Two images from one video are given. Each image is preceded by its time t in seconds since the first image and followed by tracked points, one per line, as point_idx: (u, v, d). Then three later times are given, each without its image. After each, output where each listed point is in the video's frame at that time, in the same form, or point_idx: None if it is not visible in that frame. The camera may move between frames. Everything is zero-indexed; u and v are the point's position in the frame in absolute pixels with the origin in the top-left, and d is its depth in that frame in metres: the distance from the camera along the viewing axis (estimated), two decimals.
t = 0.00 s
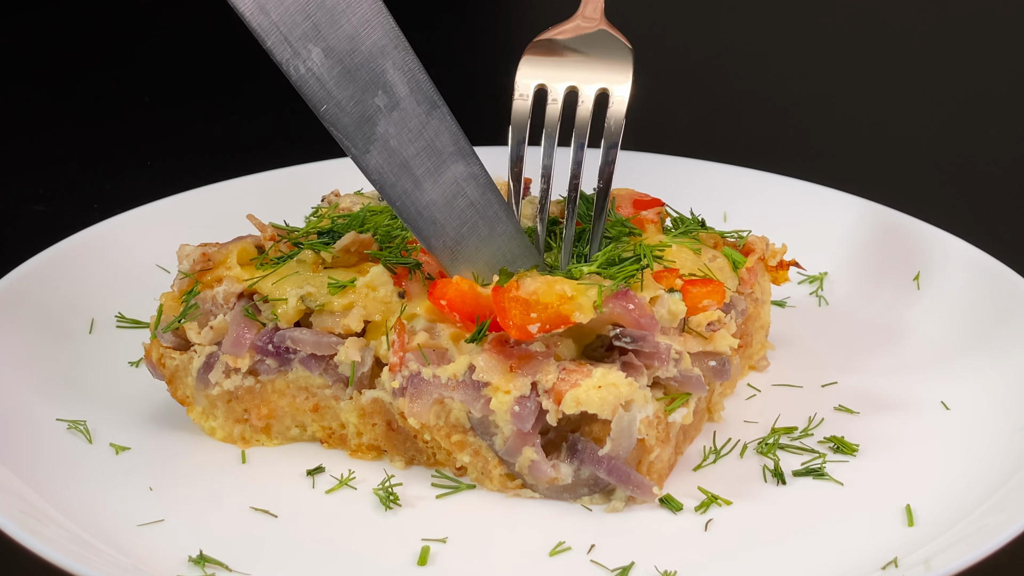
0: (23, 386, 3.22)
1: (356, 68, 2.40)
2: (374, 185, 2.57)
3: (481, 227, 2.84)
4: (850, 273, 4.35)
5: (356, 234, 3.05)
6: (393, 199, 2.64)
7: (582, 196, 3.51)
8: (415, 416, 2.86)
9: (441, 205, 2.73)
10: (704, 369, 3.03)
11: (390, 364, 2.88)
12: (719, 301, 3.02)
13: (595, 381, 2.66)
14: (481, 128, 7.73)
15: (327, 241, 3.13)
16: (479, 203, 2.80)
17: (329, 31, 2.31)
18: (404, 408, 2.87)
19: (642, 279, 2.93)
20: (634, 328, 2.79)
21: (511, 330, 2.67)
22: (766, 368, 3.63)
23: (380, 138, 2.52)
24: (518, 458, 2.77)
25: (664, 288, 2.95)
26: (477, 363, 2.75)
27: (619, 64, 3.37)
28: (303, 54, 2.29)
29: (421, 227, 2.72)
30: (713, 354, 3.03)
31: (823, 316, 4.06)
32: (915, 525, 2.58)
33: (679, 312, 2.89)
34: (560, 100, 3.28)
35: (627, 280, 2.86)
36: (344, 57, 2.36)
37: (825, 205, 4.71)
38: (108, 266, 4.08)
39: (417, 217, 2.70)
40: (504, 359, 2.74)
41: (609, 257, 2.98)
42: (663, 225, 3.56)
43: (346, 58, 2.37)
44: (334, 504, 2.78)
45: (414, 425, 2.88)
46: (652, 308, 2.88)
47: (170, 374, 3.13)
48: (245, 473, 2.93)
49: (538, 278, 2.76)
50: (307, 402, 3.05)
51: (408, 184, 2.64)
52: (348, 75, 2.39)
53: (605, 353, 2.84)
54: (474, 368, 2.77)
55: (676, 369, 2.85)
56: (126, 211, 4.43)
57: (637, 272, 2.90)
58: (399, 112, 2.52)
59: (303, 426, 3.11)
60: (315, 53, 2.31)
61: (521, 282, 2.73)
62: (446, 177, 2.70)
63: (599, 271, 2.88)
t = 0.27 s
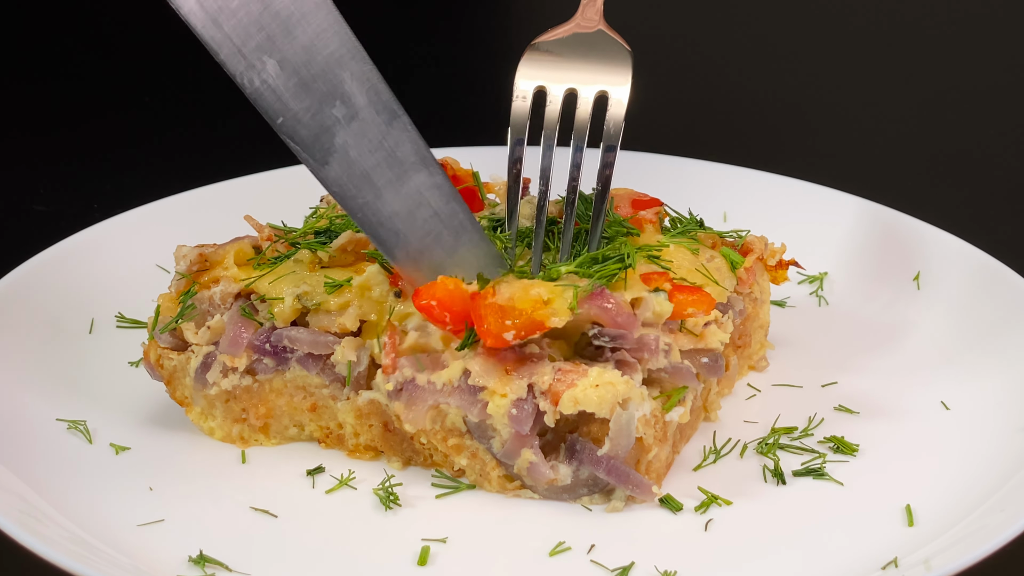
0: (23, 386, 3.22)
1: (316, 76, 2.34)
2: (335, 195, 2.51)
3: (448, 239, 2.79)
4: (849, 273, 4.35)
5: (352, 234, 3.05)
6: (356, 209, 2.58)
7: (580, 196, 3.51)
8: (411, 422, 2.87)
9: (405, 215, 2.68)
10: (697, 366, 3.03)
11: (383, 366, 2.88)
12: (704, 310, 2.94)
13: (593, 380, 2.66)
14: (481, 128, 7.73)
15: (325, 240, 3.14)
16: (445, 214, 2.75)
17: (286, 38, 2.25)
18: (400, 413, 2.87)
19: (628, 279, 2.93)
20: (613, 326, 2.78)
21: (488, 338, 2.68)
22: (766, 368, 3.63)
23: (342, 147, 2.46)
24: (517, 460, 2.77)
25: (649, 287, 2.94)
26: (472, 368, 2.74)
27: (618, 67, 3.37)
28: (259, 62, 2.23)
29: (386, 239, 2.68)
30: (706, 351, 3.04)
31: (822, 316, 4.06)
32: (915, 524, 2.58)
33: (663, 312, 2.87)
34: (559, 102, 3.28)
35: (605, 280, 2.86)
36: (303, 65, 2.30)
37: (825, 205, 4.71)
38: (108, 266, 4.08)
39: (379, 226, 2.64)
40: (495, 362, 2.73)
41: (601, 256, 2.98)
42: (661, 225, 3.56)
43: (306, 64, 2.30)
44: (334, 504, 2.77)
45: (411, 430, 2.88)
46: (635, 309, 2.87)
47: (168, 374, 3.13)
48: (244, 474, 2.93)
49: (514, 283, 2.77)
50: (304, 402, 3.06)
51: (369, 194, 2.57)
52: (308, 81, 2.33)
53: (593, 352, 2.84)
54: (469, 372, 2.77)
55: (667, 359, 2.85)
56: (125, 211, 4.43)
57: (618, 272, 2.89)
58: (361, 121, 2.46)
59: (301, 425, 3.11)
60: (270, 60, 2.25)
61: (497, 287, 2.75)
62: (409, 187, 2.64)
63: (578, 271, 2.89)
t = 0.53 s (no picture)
0: (23, 386, 3.22)
1: (260, 41, 2.29)
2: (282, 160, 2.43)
3: (408, 218, 2.78)
4: (850, 273, 4.35)
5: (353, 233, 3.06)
6: (306, 175, 2.49)
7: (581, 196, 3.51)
8: (413, 422, 2.86)
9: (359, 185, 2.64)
10: (697, 367, 3.05)
11: (384, 365, 2.89)
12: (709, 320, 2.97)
13: (594, 383, 2.66)
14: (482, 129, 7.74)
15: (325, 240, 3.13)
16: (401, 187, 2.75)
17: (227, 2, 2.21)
18: (402, 412, 2.86)
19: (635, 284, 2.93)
20: (626, 338, 2.78)
21: (509, 353, 2.67)
22: (766, 368, 3.63)
23: (287, 111, 2.40)
24: (517, 459, 2.77)
25: (657, 293, 2.94)
26: (474, 369, 2.73)
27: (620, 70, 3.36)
28: (198, 24, 2.16)
29: (345, 221, 2.63)
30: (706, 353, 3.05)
31: (823, 316, 4.06)
32: (915, 524, 2.58)
33: (670, 319, 2.87)
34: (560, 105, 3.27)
35: (618, 282, 2.86)
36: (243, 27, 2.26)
37: (825, 205, 4.71)
38: (109, 266, 4.08)
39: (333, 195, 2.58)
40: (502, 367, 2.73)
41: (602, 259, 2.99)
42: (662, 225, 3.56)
43: (246, 26, 2.26)
44: (333, 504, 2.77)
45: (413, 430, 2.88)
46: (643, 313, 2.88)
47: (169, 374, 3.13)
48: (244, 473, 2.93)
49: (530, 293, 2.74)
50: (306, 402, 3.05)
51: (318, 160, 2.51)
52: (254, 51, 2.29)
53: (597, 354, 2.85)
54: (472, 373, 2.76)
55: (671, 368, 2.86)
56: (126, 211, 4.43)
57: (627, 278, 2.89)
58: (309, 87, 2.42)
59: (302, 425, 3.11)
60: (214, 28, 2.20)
61: (514, 299, 2.72)
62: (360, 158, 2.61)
63: (591, 279, 2.87)
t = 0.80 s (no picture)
0: (23, 386, 3.22)
1: (244, 126, 2.08)
2: (274, 244, 2.28)
3: (390, 265, 2.68)
4: (850, 273, 4.35)
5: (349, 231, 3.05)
6: (298, 249, 2.36)
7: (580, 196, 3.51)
8: (412, 421, 2.86)
9: (343, 243, 2.50)
10: (698, 368, 3.05)
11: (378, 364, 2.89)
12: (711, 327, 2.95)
13: (593, 382, 2.65)
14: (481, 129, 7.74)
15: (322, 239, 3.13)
16: (381, 233, 2.61)
17: (213, 83, 1.97)
18: (401, 411, 2.88)
19: (636, 287, 2.92)
20: (621, 338, 2.77)
21: (500, 354, 2.68)
22: (766, 368, 3.63)
23: (275, 192, 2.23)
24: (517, 459, 2.77)
25: (657, 297, 2.92)
26: (474, 368, 2.74)
27: (616, 72, 3.35)
28: (184, 126, 1.93)
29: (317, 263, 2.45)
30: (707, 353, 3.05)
31: (823, 315, 4.06)
32: (915, 524, 2.58)
33: (670, 323, 2.86)
34: (557, 108, 3.26)
35: (615, 285, 2.87)
36: (231, 100, 2.02)
37: (825, 205, 4.71)
38: (109, 266, 4.08)
39: (320, 262, 2.44)
40: (500, 365, 2.73)
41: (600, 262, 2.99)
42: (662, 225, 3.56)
43: (233, 121, 2.05)
44: (334, 504, 2.77)
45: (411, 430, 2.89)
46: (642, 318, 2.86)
47: (168, 374, 3.13)
48: (244, 474, 2.93)
49: (524, 295, 2.76)
50: (304, 401, 3.06)
51: (306, 228, 2.37)
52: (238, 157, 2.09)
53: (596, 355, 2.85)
54: (472, 372, 2.76)
55: (671, 369, 2.86)
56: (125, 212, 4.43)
57: (625, 280, 2.88)
58: (294, 158, 2.24)
59: (301, 425, 3.11)
60: (199, 132, 1.97)
61: (507, 301, 2.73)
62: (341, 215, 2.46)
63: (587, 279, 2.88)
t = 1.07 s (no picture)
0: (22, 386, 3.22)
1: (195, 158, 2.07)
2: (231, 273, 2.27)
3: (355, 289, 2.67)
4: (850, 272, 4.35)
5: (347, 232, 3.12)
6: (256, 277, 2.35)
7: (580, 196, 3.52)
8: (411, 421, 2.87)
9: (303, 267, 2.49)
10: (699, 369, 3.05)
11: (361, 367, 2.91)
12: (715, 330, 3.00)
13: (592, 383, 2.65)
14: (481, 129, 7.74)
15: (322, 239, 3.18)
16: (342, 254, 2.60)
17: (158, 116, 1.95)
18: (399, 411, 2.88)
19: (641, 290, 2.93)
20: (628, 344, 2.78)
21: (510, 362, 2.68)
22: (766, 368, 3.63)
23: (230, 221, 2.22)
24: (516, 459, 2.77)
25: (662, 300, 2.94)
26: (473, 367, 2.74)
27: (615, 73, 3.35)
28: (131, 161, 1.92)
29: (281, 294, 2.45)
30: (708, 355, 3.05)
31: (822, 315, 4.06)
32: (915, 524, 2.58)
33: (674, 328, 2.89)
34: (556, 108, 3.28)
35: (622, 288, 2.89)
36: (178, 133, 2.01)
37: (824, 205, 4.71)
38: (109, 266, 4.08)
39: (280, 288, 2.44)
40: (501, 363, 2.73)
41: (605, 263, 2.99)
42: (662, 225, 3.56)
43: (181, 153, 2.03)
44: (334, 504, 2.77)
45: (409, 429, 2.90)
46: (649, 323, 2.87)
47: (168, 372, 3.14)
48: (244, 474, 2.93)
49: (531, 302, 2.76)
50: (303, 400, 3.06)
51: (264, 254, 2.36)
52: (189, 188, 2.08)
53: (599, 356, 2.85)
54: (471, 371, 2.77)
55: (673, 372, 2.85)
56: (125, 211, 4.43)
57: (630, 283, 2.90)
58: (245, 186, 2.23)
59: (300, 424, 3.11)
60: (147, 165, 1.96)
61: (516, 308, 2.74)
62: (298, 237, 2.45)
63: (593, 283, 2.88)
